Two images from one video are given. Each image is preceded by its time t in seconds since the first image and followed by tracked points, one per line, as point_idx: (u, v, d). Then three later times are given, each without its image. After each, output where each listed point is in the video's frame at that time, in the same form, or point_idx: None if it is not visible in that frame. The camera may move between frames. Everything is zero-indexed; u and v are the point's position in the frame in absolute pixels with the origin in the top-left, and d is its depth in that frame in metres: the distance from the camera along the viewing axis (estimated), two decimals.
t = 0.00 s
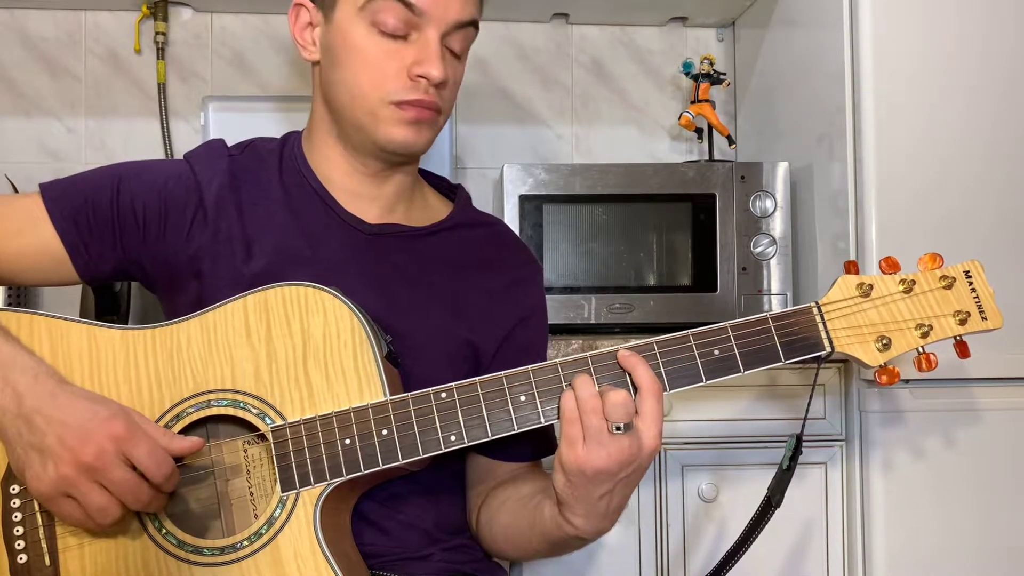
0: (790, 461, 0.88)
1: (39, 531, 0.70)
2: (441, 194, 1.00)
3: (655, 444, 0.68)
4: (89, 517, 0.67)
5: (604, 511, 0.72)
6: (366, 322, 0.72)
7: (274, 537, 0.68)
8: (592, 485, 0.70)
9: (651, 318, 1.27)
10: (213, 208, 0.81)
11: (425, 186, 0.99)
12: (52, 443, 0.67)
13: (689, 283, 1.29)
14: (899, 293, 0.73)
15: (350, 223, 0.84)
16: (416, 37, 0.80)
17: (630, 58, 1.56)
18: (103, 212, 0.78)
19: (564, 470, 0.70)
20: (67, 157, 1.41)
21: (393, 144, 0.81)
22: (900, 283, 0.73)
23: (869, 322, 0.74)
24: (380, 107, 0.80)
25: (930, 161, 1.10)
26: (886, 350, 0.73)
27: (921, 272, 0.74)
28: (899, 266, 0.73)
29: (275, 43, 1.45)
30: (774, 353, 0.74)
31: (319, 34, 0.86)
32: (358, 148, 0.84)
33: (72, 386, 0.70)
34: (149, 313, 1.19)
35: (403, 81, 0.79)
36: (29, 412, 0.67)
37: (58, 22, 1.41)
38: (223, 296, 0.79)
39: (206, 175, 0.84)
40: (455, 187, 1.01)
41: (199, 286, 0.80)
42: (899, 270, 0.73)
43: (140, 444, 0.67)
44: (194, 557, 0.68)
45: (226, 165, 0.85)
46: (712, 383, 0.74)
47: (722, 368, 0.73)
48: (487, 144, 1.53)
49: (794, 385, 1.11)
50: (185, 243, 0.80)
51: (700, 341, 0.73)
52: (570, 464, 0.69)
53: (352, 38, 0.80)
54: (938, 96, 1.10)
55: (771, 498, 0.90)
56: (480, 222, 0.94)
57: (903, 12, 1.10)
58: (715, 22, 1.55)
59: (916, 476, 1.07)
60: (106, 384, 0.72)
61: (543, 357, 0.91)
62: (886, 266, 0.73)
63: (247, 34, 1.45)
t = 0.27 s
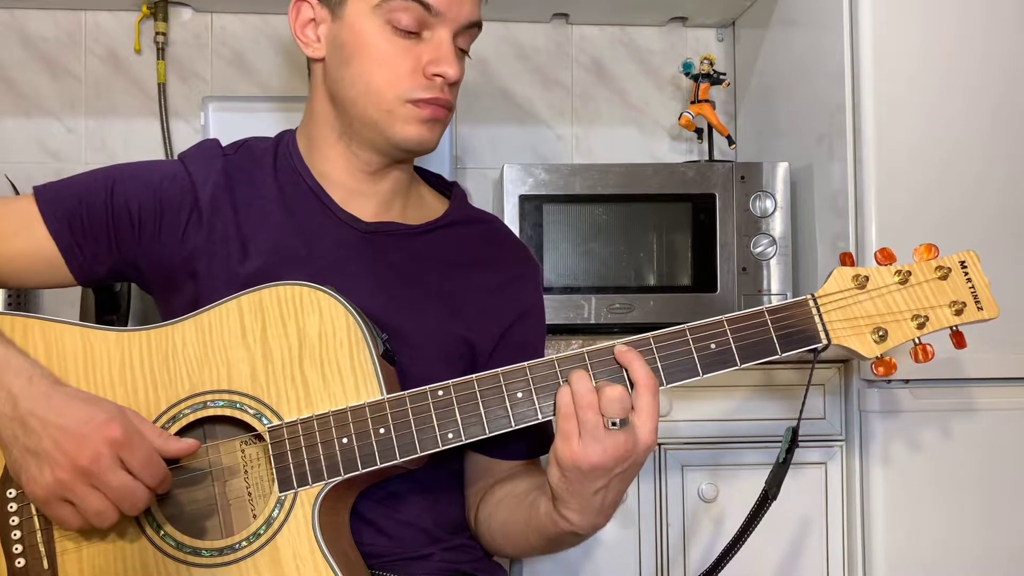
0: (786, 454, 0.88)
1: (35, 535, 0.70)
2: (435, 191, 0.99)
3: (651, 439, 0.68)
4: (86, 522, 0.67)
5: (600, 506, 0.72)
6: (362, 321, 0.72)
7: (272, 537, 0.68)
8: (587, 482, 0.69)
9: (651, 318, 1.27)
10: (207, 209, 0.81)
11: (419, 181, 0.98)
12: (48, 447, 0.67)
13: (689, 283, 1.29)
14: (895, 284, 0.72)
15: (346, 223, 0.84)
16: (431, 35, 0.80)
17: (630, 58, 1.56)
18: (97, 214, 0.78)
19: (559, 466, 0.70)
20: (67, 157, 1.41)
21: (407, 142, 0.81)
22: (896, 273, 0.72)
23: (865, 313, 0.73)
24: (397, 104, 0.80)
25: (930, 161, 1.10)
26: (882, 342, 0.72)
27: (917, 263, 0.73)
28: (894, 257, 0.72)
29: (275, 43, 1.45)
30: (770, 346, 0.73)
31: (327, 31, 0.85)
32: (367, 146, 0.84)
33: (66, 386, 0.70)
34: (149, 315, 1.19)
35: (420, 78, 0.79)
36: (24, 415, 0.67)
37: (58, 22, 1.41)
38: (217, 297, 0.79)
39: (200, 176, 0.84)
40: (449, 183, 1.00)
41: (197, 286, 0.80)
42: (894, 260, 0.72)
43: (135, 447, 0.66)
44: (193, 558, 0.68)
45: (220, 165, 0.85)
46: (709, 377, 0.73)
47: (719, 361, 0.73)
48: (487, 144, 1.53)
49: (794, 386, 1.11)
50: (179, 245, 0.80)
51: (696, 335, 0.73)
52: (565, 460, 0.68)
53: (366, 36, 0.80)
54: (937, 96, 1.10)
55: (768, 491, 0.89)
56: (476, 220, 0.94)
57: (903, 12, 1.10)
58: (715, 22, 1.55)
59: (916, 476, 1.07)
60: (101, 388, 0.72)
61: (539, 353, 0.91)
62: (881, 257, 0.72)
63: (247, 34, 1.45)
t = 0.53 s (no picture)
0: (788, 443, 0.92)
1: (38, 540, 0.70)
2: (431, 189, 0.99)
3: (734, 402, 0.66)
4: (79, 536, 0.67)
5: (703, 485, 0.68)
6: (362, 317, 0.72)
7: (277, 536, 0.68)
8: (686, 465, 0.67)
9: (651, 318, 1.27)
10: (201, 214, 0.81)
11: (416, 183, 0.98)
12: (42, 457, 0.67)
13: (689, 283, 1.29)
14: (895, 270, 0.72)
15: (341, 224, 0.84)
16: (427, 39, 0.80)
17: (630, 58, 1.56)
18: (89, 219, 0.78)
19: (654, 454, 0.67)
20: (67, 157, 1.41)
21: (404, 147, 0.81)
22: (896, 259, 0.72)
23: (866, 300, 0.73)
24: (394, 108, 0.80)
25: (929, 162, 1.10)
26: (883, 328, 0.72)
27: (916, 248, 0.73)
28: (894, 242, 0.72)
29: (275, 43, 1.45)
30: (772, 334, 0.73)
31: (322, 34, 0.85)
32: (364, 149, 0.84)
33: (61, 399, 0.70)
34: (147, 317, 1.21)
35: (417, 82, 0.79)
36: (17, 425, 0.68)
37: (58, 22, 1.41)
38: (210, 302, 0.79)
39: (194, 180, 0.83)
40: (447, 184, 1.00)
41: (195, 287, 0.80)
42: (894, 246, 0.72)
43: (130, 452, 0.67)
44: (198, 560, 0.68)
45: (214, 169, 0.85)
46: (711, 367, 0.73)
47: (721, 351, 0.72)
48: (487, 144, 1.53)
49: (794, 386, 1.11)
50: (173, 249, 0.80)
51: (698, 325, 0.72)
52: (664, 447, 0.66)
53: (363, 40, 0.80)
54: (937, 97, 1.10)
55: (769, 479, 0.92)
56: (475, 219, 0.94)
57: (902, 13, 1.10)
58: (715, 22, 1.55)
59: (916, 476, 1.08)
60: (95, 395, 0.72)
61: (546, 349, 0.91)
62: (881, 243, 0.73)
63: (247, 34, 1.45)
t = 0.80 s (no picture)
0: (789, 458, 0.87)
1: (28, 543, 0.69)
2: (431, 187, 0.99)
3: (740, 415, 0.67)
4: (77, 537, 0.67)
5: (727, 493, 0.70)
6: (356, 325, 0.72)
7: (267, 543, 0.68)
8: (701, 479, 0.68)
9: (651, 319, 1.26)
10: (199, 215, 0.81)
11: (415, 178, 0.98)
12: (40, 457, 0.67)
13: (689, 283, 1.28)
14: (890, 287, 0.72)
15: (341, 224, 0.84)
16: (420, 37, 0.80)
17: (630, 58, 1.56)
18: (88, 219, 0.78)
19: (668, 476, 0.69)
20: (67, 157, 1.41)
21: (402, 147, 0.81)
22: (891, 276, 0.72)
23: (861, 317, 0.72)
24: (390, 109, 0.80)
25: (929, 162, 1.09)
26: (878, 345, 0.72)
27: (912, 265, 0.73)
28: (890, 259, 0.71)
29: (275, 42, 1.45)
30: (767, 349, 0.73)
31: (315, 35, 0.85)
32: (361, 151, 0.84)
33: (59, 397, 0.70)
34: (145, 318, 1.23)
35: (411, 81, 0.79)
36: (14, 426, 0.68)
37: (58, 22, 1.41)
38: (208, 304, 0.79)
39: (192, 180, 0.83)
40: (447, 180, 0.99)
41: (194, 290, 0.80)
42: (890, 263, 0.71)
43: (128, 457, 0.67)
44: (188, 565, 0.68)
45: (212, 169, 0.85)
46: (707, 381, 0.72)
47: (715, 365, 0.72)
48: (487, 144, 1.53)
49: (794, 386, 1.11)
50: (172, 249, 0.80)
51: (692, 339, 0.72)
52: (671, 469, 0.68)
53: (355, 41, 0.80)
54: (936, 97, 1.10)
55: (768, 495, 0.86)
56: (472, 216, 0.94)
57: (902, 12, 1.10)
58: (715, 22, 1.55)
59: (915, 475, 1.07)
60: (92, 395, 0.72)
61: (549, 350, 0.91)
62: (876, 259, 0.72)
63: (247, 33, 1.45)
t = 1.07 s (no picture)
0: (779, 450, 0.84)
1: (29, 543, 0.70)
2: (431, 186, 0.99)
3: (736, 415, 0.67)
4: (81, 536, 0.67)
5: (717, 496, 0.69)
6: (357, 324, 0.72)
7: (269, 542, 0.68)
8: (693, 477, 0.67)
9: (651, 319, 1.27)
10: (200, 215, 0.81)
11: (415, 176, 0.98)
12: (44, 459, 0.67)
13: (689, 283, 1.28)
14: (888, 282, 0.72)
15: (342, 223, 0.84)
16: (421, 40, 0.80)
17: (630, 58, 1.56)
18: (89, 218, 0.78)
19: (660, 472, 0.68)
20: (67, 157, 1.41)
21: (403, 150, 0.82)
22: (889, 272, 0.71)
23: (859, 312, 0.72)
24: (391, 112, 0.80)
25: (929, 161, 1.10)
26: (875, 340, 0.72)
27: (909, 260, 0.72)
28: (887, 254, 0.71)
29: (275, 42, 1.45)
30: (765, 346, 0.73)
31: (317, 37, 0.85)
32: (362, 152, 0.84)
33: (59, 398, 0.70)
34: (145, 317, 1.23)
35: (412, 85, 0.79)
36: (16, 427, 0.68)
37: (58, 22, 1.41)
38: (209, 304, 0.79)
39: (193, 179, 0.83)
40: (448, 180, 1.00)
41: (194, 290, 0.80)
42: (887, 258, 0.71)
43: (129, 456, 0.67)
44: (189, 564, 0.68)
45: (213, 169, 0.85)
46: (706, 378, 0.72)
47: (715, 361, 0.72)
48: (487, 144, 1.53)
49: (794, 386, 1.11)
50: (173, 249, 0.80)
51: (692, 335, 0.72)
52: (664, 464, 0.67)
53: (356, 43, 0.80)
54: (936, 97, 1.10)
55: (763, 489, 0.85)
56: (473, 216, 0.94)
57: (902, 11, 1.10)
58: (714, 22, 1.55)
59: (915, 475, 1.07)
60: (93, 395, 0.72)
61: (547, 349, 0.91)
62: (873, 255, 0.72)
63: (247, 34, 1.45)
